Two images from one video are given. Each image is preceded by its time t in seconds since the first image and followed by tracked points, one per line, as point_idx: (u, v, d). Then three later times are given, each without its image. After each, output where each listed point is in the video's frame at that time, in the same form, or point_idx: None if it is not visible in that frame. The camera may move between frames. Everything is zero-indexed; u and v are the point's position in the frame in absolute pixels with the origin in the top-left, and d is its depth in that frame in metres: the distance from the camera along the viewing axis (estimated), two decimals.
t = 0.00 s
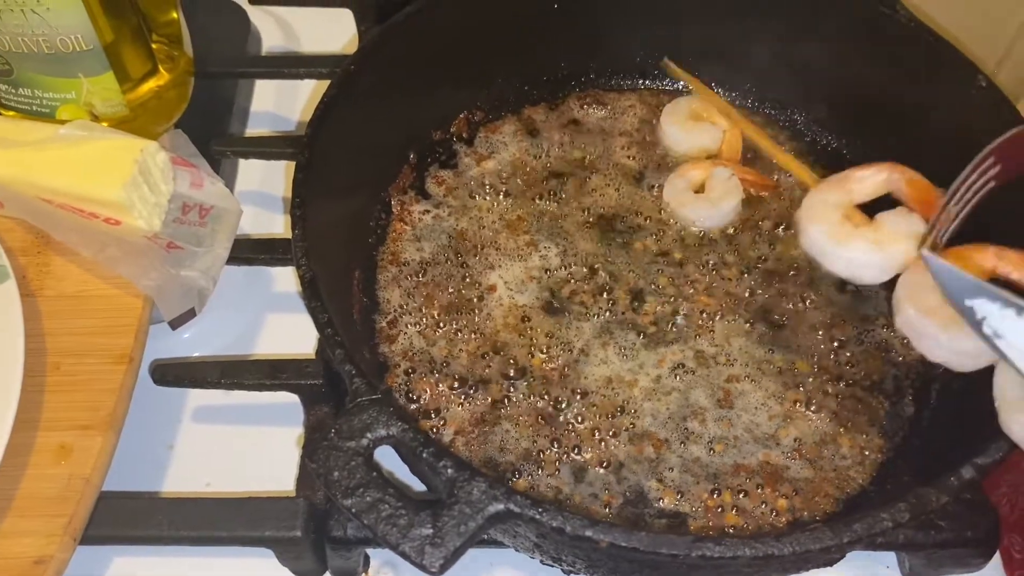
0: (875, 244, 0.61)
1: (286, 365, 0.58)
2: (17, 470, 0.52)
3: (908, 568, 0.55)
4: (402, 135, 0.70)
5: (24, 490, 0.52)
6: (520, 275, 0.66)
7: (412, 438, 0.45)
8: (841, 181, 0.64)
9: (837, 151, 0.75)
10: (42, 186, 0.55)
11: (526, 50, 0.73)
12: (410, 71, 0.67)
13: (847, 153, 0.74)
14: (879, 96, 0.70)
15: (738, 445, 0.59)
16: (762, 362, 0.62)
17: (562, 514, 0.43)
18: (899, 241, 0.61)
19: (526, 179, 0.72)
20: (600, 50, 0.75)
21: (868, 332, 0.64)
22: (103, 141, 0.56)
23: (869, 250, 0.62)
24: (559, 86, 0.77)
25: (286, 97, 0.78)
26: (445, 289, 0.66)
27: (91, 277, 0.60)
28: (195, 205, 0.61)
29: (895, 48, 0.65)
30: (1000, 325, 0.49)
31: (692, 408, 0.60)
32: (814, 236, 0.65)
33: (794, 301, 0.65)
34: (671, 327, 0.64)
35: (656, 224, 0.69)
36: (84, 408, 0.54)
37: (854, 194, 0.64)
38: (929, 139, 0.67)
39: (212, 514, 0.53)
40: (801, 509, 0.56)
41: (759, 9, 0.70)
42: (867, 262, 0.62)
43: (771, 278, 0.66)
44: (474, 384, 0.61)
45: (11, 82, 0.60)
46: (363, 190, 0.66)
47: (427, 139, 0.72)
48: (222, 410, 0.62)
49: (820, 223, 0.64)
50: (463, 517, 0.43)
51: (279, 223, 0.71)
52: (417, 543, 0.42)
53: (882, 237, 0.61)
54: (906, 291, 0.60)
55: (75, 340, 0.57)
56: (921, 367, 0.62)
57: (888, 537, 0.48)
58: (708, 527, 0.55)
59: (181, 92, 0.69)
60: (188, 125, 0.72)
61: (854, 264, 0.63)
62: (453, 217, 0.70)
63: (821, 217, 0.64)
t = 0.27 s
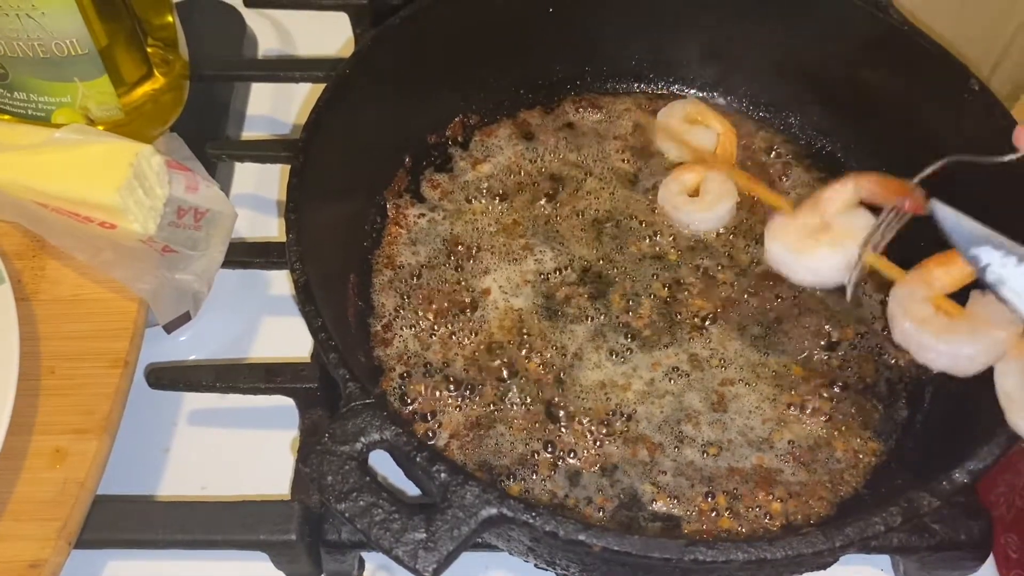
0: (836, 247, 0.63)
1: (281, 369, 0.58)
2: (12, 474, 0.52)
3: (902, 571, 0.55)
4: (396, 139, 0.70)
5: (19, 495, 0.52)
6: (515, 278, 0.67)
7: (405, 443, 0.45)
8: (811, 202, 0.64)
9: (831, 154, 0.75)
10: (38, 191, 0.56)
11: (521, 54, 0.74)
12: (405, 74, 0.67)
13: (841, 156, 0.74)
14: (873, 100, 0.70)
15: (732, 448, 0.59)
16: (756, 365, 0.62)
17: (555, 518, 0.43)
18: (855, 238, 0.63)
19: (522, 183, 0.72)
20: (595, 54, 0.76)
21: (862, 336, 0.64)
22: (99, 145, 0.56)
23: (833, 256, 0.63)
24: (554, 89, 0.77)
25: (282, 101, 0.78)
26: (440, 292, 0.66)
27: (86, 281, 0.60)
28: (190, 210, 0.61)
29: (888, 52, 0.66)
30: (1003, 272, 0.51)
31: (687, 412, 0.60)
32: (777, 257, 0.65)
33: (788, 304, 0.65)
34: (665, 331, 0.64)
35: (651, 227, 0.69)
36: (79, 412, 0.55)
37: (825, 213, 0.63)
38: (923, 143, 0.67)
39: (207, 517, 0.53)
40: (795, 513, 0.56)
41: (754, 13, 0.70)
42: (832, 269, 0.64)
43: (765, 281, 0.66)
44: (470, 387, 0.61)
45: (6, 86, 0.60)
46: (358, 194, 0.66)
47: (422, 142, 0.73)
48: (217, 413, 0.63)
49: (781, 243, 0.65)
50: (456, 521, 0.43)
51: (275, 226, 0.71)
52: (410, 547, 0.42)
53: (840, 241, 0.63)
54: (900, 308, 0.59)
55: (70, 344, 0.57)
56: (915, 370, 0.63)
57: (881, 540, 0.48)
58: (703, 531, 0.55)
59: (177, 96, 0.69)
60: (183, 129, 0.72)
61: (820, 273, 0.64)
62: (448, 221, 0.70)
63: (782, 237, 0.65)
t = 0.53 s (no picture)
0: (775, 251, 0.63)
1: (277, 368, 0.58)
2: (6, 474, 0.52)
3: (899, 571, 0.55)
4: (392, 137, 0.70)
5: (13, 494, 0.51)
6: (510, 278, 0.66)
7: (400, 442, 0.45)
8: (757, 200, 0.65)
9: (828, 153, 0.75)
10: (32, 189, 0.55)
11: (518, 54, 0.73)
12: (402, 73, 0.66)
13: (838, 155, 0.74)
14: (870, 99, 0.70)
15: (729, 448, 0.59)
16: (753, 365, 0.62)
17: (550, 518, 0.43)
18: (792, 240, 0.63)
19: (518, 182, 0.72)
20: (591, 53, 0.76)
21: (859, 335, 0.64)
22: (94, 143, 0.56)
23: (771, 254, 0.63)
24: (550, 88, 0.77)
25: (278, 100, 0.78)
26: (437, 291, 0.66)
27: (80, 280, 0.59)
28: (185, 208, 0.60)
29: (883, 50, 0.66)
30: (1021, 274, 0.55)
31: (683, 411, 0.60)
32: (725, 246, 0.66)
33: (784, 303, 0.65)
34: (661, 330, 0.64)
35: (647, 226, 0.69)
36: (74, 411, 0.54)
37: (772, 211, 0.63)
38: (919, 142, 0.67)
39: (202, 517, 0.53)
40: (792, 512, 0.56)
41: (751, 12, 0.70)
42: (771, 267, 0.64)
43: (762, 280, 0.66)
44: (466, 387, 0.61)
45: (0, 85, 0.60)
46: (354, 193, 0.66)
47: (419, 141, 0.72)
48: (213, 413, 0.62)
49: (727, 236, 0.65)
50: (451, 520, 0.43)
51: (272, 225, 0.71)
52: (404, 546, 0.42)
53: (778, 245, 0.63)
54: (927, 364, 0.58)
55: (64, 343, 0.57)
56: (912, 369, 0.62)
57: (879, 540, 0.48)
58: (699, 530, 0.55)
59: (173, 95, 0.69)
60: (179, 128, 0.72)
61: (762, 271, 0.64)
62: (444, 220, 0.69)
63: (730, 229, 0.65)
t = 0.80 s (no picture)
0: (701, 149, 0.64)
1: (273, 369, 0.58)
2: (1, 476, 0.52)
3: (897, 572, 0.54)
4: (389, 137, 0.69)
5: (8, 496, 0.51)
6: (507, 278, 0.66)
7: (396, 443, 0.45)
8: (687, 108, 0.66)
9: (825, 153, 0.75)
10: (27, 190, 0.55)
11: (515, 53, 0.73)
12: (399, 72, 0.66)
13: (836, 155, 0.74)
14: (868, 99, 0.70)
15: (726, 448, 0.58)
16: (751, 365, 0.62)
17: (547, 519, 0.43)
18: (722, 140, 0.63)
19: (515, 182, 0.71)
20: (589, 52, 0.75)
21: (857, 335, 0.64)
22: (89, 143, 0.56)
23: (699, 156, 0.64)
24: (548, 88, 0.77)
25: (275, 99, 0.78)
26: (434, 291, 0.65)
27: (76, 281, 0.59)
28: (181, 209, 0.60)
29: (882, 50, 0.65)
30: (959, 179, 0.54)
31: (680, 411, 0.60)
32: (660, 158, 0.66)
33: (782, 303, 0.65)
34: (659, 330, 0.63)
35: (645, 226, 0.69)
36: (69, 413, 0.54)
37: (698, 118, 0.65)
38: (917, 142, 0.67)
39: (197, 519, 0.53)
40: (789, 513, 0.56)
41: (749, 12, 0.70)
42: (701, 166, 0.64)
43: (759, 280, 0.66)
44: (463, 387, 0.61)
45: None
46: (351, 193, 0.66)
47: (416, 141, 0.72)
48: (209, 414, 0.62)
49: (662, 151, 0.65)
50: (447, 522, 0.42)
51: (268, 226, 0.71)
52: (400, 548, 0.42)
53: (706, 144, 0.64)
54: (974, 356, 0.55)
55: (59, 344, 0.57)
56: (910, 369, 0.62)
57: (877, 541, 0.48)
58: (697, 531, 0.55)
59: (169, 95, 0.69)
60: (175, 128, 0.72)
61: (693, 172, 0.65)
62: (441, 221, 0.69)
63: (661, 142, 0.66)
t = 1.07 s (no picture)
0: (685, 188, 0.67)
1: (270, 371, 0.57)
2: None
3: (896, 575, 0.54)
4: (387, 139, 0.69)
5: (4, 499, 0.51)
6: (505, 280, 0.66)
7: (394, 446, 0.45)
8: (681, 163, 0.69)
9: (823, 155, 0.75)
10: (24, 192, 0.55)
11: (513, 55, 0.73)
12: (396, 74, 0.66)
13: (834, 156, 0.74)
14: (866, 100, 0.70)
15: (725, 451, 0.58)
16: (749, 367, 0.62)
17: (545, 522, 0.43)
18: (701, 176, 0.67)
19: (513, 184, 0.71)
20: (586, 53, 0.75)
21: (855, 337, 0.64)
22: (86, 145, 0.55)
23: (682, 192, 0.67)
24: (545, 89, 0.77)
25: (272, 101, 0.78)
26: (432, 293, 0.65)
27: (73, 283, 0.59)
28: (178, 210, 0.60)
29: (880, 52, 0.65)
30: None
31: (678, 413, 0.60)
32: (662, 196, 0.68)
33: (780, 305, 0.65)
34: (657, 332, 0.63)
35: (643, 228, 0.69)
36: (66, 415, 0.54)
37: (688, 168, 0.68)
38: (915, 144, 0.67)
39: (194, 522, 0.53)
40: (788, 515, 0.56)
41: (746, 14, 0.70)
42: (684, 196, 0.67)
43: (757, 282, 0.66)
44: (461, 389, 0.61)
45: None
46: (349, 195, 0.66)
47: (414, 143, 0.72)
48: (207, 416, 0.62)
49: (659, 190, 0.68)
50: (445, 525, 0.42)
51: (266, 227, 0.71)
52: (398, 552, 0.42)
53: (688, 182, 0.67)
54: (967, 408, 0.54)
55: (56, 346, 0.57)
56: (908, 371, 0.62)
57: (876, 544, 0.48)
58: (695, 534, 0.55)
59: (166, 96, 0.69)
60: (173, 130, 0.72)
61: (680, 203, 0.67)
62: (439, 223, 0.69)
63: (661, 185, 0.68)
